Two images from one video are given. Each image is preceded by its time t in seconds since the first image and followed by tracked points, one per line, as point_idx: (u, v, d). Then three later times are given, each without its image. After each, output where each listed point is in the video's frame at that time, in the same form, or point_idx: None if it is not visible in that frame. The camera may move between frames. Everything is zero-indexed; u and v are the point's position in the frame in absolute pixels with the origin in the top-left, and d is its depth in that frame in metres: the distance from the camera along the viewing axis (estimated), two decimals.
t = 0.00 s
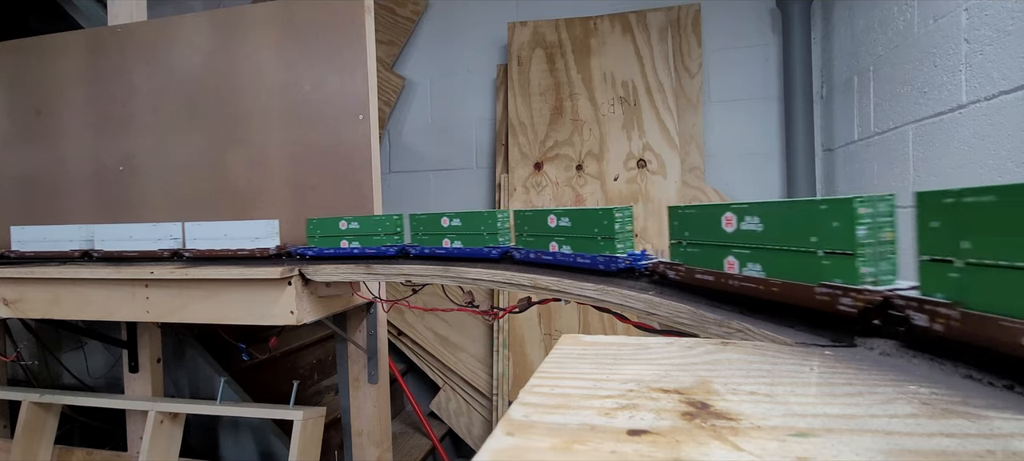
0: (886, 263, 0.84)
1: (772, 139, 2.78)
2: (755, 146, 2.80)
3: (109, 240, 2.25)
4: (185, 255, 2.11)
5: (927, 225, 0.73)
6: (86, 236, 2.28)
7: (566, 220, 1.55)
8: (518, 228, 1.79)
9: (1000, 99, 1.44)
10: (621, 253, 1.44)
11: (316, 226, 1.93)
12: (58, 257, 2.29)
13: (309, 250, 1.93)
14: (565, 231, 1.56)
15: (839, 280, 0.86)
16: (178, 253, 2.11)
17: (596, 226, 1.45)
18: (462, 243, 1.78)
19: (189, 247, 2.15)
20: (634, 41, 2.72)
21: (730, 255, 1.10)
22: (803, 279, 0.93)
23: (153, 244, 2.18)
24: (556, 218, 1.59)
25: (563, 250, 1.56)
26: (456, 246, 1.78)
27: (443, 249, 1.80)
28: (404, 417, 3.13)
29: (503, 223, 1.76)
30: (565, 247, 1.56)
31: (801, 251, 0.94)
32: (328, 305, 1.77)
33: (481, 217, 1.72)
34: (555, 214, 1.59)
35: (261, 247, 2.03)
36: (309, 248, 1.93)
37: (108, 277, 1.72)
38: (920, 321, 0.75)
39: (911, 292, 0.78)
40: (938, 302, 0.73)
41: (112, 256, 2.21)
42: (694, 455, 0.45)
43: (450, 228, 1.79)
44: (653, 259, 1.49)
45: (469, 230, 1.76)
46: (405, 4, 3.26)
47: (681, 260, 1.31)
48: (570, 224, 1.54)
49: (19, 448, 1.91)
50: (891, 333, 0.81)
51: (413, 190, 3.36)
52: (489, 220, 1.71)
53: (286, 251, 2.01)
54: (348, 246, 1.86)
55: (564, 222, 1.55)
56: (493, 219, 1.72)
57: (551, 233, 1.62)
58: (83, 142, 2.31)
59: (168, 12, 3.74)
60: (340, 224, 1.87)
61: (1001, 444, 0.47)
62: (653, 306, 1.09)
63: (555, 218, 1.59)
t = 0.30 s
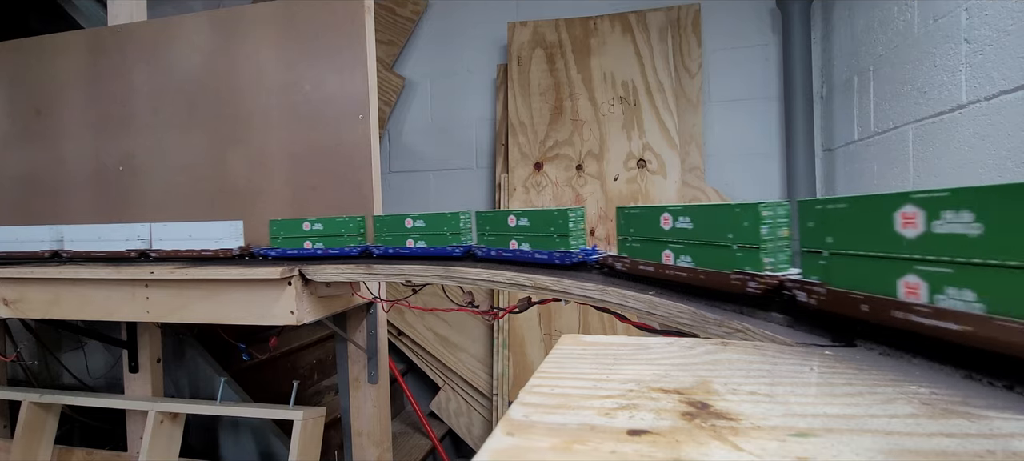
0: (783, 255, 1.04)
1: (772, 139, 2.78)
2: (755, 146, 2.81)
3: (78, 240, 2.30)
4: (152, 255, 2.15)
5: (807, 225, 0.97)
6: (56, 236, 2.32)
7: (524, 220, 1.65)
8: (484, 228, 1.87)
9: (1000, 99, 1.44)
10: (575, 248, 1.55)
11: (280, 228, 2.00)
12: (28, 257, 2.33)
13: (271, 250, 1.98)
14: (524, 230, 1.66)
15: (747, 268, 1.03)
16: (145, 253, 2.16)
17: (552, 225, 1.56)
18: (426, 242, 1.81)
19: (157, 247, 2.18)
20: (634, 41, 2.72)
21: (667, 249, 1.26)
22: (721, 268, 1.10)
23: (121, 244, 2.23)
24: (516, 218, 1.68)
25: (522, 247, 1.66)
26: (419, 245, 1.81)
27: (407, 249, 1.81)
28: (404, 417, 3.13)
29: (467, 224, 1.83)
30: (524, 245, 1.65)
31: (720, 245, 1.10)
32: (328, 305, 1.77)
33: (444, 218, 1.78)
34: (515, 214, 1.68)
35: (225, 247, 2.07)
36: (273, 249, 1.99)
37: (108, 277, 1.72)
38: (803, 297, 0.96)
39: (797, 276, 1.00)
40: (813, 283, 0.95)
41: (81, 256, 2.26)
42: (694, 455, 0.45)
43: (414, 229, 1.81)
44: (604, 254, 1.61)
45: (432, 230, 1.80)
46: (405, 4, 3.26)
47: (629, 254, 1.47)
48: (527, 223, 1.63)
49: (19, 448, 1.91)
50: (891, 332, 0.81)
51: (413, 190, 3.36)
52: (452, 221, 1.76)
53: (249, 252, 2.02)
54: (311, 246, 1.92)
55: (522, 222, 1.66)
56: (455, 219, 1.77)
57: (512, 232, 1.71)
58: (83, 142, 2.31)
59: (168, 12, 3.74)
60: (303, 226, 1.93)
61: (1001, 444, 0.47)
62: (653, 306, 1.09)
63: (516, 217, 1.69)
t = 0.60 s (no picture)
0: (709, 249, 1.23)
1: (772, 139, 2.78)
2: (756, 146, 2.81)
3: (46, 240, 2.27)
4: (119, 255, 2.14)
5: (724, 225, 1.17)
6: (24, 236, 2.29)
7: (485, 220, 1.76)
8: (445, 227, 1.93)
9: (1000, 99, 1.44)
10: (532, 245, 1.69)
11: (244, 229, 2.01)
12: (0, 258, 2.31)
13: (235, 250, 2.00)
14: (484, 230, 1.77)
15: (680, 260, 1.21)
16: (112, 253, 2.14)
17: (512, 224, 1.68)
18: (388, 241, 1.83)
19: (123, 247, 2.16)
20: (634, 41, 2.72)
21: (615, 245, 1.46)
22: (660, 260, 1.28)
23: (89, 244, 2.20)
24: (478, 218, 1.78)
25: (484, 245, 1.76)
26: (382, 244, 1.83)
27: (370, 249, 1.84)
28: (404, 417, 3.13)
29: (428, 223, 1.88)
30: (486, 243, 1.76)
31: (656, 240, 1.29)
32: (328, 305, 1.77)
33: (408, 219, 1.81)
34: (477, 215, 1.78)
35: (191, 248, 2.06)
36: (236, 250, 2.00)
37: (108, 277, 1.72)
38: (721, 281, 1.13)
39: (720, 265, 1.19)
40: (730, 270, 1.13)
41: (52, 257, 2.25)
42: (694, 455, 0.45)
43: (377, 230, 1.83)
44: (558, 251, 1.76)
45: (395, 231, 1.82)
46: (405, 4, 3.26)
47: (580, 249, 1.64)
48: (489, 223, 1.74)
49: (18, 448, 1.91)
50: (891, 332, 0.81)
51: (413, 190, 3.36)
52: (416, 222, 1.81)
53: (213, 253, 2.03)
54: (275, 247, 1.94)
55: (483, 221, 1.76)
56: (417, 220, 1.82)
57: (473, 232, 1.80)
58: (83, 142, 2.31)
59: (168, 12, 3.74)
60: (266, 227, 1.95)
61: (1001, 444, 0.47)
62: (653, 306, 1.09)
63: (477, 217, 1.78)
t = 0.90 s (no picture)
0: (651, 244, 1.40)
1: (772, 139, 2.78)
2: (756, 146, 2.81)
3: (18, 240, 2.31)
4: (88, 255, 2.19)
5: (660, 224, 1.37)
6: None
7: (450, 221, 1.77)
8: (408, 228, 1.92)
9: (1000, 99, 1.44)
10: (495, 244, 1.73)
11: (208, 229, 2.05)
12: None
13: (200, 250, 2.03)
14: (448, 230, 1.78)
15: (627, 254, 1.37)
16: (82, 253, 2.19)
17: (475, 225, 1.72)
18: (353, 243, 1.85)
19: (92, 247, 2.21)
20: (634, 41, 2.72)
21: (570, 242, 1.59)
22: (609, 256, 1.43)
23: (60, 245, 2.24)
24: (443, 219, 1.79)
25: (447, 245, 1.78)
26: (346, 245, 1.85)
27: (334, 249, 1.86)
28: (404, 417, 3.13)
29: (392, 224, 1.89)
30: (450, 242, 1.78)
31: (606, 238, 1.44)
32: (328, 305, 1.77)
33: (369, 220, 1.83)
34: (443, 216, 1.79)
35: (158, 248, 2.11)
36: (201, 250, 2.04)
37: (108, 277, 1.72)
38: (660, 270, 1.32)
39: (659, 258, 1.37)
40: (667, 261, 1.31)
41: (22, 257, 2.29)
42: (694, 455, 0.45)
43: (341, 231, 1.85)
44: (519, 249, 1.86)
45: (360, 232, 1.84)
46: (405, 4, 3.26)
47: (538, 245, 1.77)
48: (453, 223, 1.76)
49: (18, 448, 1.91)
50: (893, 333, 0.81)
51: (413, 190, 3.36)
52: (378, 222, 1.83)
53: (179, 253, 2.08)
54: (238, 248, 1.98)
55: (447, 222, 1.78)
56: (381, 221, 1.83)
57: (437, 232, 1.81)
58: (83, 142, 2.31)
59: (168, 12, 3.73)
60: (230, 227, 1.99)
61: (1001, 444, 0.47)
62: (653, 306, 1.09)
63: (442, 218, 1.79)
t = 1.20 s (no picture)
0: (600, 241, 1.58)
1: (772, 139, 2.78)
2: (756, 146, 2.81)
3: None
4: (59, 254, 2.20)
5: (609, 223, 1.56)
6: None
7: (413, 223, 1.80)
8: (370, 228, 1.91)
9: (1000, 99, 1.44)
10: (458, 242, 1.81)
11: (174, 230, 2.10)
12: None
13: (167, 250, 2.09)
14: (412, 231, 1.81)
15: (580, 250, 1.54)
16: (52, 253, 2.20)
17: (438, 226, 1.79)
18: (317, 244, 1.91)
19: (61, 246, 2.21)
20: (634, 41, 2.72)
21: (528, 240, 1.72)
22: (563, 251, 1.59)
23: (27, 244, 2.23)
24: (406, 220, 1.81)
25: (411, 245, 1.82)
26: (311, 247, 1.91)
27: (298, 250, 1.92)
28: (404, 417, 3.13)
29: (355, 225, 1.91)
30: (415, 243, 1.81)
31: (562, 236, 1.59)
32: (328, 305, 1.77)
33: (333, 222, 1.88)
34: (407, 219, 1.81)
35: (126, 248, 2.12)
36: (167, 250, 2.09)
37: (109, 277, 1.72)
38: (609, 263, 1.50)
39: (610, 253, 1.55)
40: (615, 255, 1.51)
41: None
42: (694, 455, 0.45)
43: (305, 232, 1.91)
44: (479, 247, 1.94)
45: (325, 233, 1.89)
46: (405, 4, 3.26)
47: (498, 244, 1.87)
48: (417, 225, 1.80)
49: (18, 448, 1.91)
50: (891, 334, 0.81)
51: (413, 190, 3.36)
52: (342, 224, 1.88)
53: (146, 253, 2.12)
54: (203, 248, 2.04)
55: (411, 223, 1.81)
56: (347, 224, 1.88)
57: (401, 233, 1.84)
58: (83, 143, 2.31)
59: (168, 12, 3.74)
60: (195, 228, 2.04)
61: (1001, 444, 0.47)
62: (653, 306, 1.09)
63: (405, 220, 1.82)
